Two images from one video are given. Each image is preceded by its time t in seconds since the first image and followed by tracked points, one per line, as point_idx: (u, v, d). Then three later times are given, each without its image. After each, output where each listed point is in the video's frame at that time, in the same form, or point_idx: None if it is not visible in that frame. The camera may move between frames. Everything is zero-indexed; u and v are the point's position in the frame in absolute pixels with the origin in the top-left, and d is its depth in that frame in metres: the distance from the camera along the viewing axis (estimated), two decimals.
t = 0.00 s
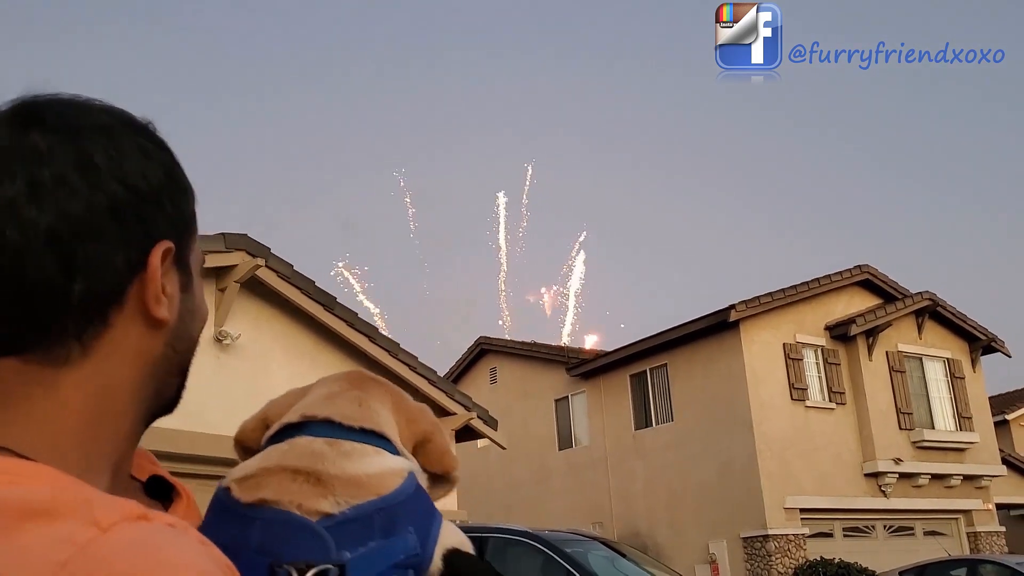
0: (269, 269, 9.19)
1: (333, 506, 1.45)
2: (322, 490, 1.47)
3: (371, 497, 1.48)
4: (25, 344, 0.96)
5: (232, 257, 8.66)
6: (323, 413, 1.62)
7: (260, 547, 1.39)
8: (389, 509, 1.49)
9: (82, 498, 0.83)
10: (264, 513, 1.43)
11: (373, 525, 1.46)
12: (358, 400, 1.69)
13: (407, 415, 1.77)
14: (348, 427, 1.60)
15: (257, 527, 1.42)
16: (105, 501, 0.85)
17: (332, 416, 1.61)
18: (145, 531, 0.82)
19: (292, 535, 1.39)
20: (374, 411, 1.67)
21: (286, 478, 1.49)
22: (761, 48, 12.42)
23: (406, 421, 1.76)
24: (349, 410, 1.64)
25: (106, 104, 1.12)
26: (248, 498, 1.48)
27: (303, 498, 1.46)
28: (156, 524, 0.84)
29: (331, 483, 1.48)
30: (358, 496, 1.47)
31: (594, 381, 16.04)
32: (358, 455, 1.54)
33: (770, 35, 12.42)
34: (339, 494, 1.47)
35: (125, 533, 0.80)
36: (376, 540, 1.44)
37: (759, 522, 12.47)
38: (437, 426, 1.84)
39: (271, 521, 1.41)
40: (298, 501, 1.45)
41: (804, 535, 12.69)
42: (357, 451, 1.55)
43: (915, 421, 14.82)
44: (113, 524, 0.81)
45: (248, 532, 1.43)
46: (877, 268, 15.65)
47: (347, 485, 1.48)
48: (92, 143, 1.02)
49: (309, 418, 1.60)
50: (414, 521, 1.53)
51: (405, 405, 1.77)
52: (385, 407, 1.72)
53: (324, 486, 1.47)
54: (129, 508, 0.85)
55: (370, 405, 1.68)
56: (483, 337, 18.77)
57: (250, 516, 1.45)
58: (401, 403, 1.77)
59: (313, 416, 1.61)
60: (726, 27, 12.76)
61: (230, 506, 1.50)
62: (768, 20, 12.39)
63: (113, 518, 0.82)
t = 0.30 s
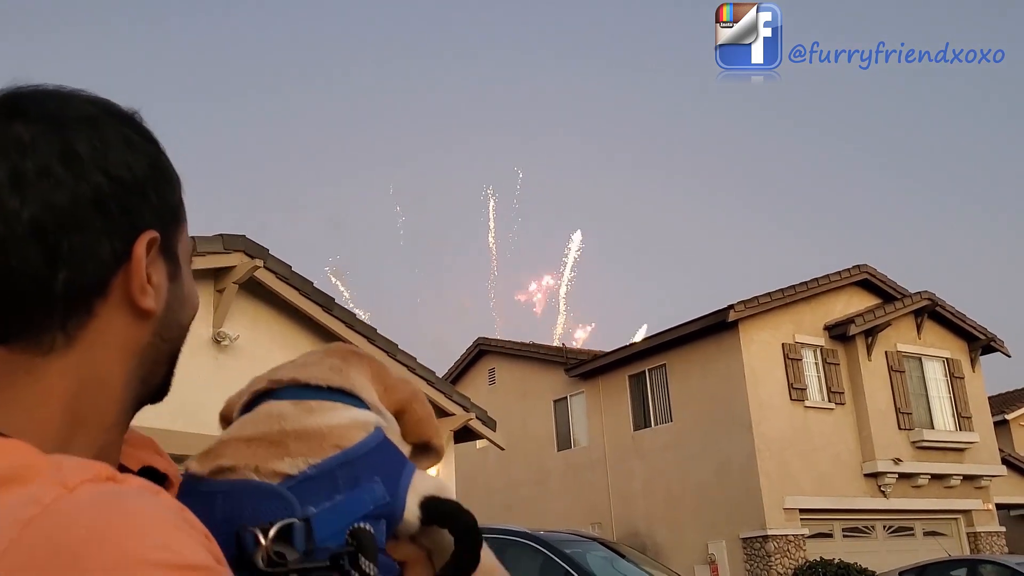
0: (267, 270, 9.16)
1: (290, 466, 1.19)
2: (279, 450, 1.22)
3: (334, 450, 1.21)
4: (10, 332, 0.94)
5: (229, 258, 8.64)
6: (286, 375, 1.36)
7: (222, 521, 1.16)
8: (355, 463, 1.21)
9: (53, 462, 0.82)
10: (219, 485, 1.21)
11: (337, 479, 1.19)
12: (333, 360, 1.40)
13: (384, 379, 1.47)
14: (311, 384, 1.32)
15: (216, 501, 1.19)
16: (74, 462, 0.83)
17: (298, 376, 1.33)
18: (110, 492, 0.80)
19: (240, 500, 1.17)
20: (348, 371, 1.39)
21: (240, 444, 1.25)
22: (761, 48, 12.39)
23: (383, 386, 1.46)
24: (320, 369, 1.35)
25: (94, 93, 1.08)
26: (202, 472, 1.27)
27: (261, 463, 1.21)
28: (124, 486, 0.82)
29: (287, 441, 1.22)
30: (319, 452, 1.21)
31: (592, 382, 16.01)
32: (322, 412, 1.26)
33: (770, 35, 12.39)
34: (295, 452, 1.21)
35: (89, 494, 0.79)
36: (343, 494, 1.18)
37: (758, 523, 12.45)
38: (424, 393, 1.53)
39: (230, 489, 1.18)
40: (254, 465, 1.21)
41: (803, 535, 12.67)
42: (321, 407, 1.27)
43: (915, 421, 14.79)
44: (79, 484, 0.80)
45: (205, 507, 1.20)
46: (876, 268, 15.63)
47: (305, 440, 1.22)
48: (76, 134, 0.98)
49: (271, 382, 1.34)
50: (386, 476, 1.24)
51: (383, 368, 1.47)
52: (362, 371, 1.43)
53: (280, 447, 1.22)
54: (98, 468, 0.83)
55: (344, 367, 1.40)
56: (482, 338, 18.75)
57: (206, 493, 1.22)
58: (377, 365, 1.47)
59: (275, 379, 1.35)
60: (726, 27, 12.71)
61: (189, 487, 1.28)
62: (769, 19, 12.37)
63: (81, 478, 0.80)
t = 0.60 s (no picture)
0: (263, 269, 9.12)
1: (263, 424, 1.35)
2: (249, 415, 1.37)
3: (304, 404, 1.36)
4: None
5: (226, 258, 8.66)
6: (273, 334, 1.57)
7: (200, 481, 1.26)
8: (324, 413, 1.36)
9: (41, 415, 0.88)
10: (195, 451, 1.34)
11: (308, 431, 1.33)
12: (315, 315, 1.62)
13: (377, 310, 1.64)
14: (289, 343, 1.53)
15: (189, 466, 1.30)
16: (61, 415, 0.88)
17: (281, 337, 1.55)
18: (90, 440, 0.85)
19: (213, 464, 1.27)
20: (327, 322, 1.58)
21: (219, 410, 1.41)
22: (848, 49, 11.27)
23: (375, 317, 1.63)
24: (298, 326, 1.58)
25: (54, 64, 1.07)
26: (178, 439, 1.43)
27: (234, 426, 1.36)
28: (106, 437, 0.88)
29: (261, 404, 1.38)
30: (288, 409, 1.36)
31: (589, 382, 16.00)
32: (296, 369, 1.45)
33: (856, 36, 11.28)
34: (266, 412, 1.37)
35: (73, 440, 0.85)
36: (315, 442, 1.31)
37: (755, 522, 12.45)
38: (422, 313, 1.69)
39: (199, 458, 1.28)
40: (229, 429, 1.36)
41: (800, 534, 12.68)
42: (295, 364, 1.47)
43: (911, 420, 14.81)
44: (65, 433, 0.85)
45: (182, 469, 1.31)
46: (872, 267, 15.64)
47: (275, 402, 1.38)
48: (28, 100, 0.97)
49: (260, 341, 1.56)
50: (359, 420, 1.39)
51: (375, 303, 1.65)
52: (348, 316, 1.62)
53: (252, 411, 1.37)
54: (86, 422, 0.89)
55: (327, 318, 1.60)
56: (478, 338, 18.75)
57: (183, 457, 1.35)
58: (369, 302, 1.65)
59: (265, 338, 1.56)
60: (810, 27, 11.69)
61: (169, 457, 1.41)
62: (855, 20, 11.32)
63: (66, 427, 0.86)
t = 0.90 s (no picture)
0: (262, 271, 9.10)
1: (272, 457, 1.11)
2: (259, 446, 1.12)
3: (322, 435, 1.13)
4: None
5: (226, 260, 8.60)
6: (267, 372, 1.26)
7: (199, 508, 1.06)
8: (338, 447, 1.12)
9: (45, 431, 0.85)
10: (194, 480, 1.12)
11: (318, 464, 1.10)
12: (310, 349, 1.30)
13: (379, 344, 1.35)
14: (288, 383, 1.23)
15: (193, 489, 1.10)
16: (64, 432, 0.85)
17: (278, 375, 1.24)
18: (106, 458, 0.81)
19: (213, 487, 1.06)
20: (328, 362, 1.27)
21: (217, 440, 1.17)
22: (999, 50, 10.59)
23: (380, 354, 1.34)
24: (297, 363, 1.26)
25: (47, 94, 1.07)
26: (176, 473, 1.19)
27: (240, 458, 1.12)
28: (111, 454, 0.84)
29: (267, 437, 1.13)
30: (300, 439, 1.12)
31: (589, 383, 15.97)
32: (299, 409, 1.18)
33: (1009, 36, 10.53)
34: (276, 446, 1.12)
35: (87, 458, 0.81)
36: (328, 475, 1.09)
37: (756, 524, 12.42)
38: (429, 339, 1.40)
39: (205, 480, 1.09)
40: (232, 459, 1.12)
41: (801, 536, 12.65)
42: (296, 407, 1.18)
43: (912, 421, 14.78)
44: (77, 448, 0.82)
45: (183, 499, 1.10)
46: (872, 268, 15.61)
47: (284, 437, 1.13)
48: None
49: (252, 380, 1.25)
50: (370, 460, 1.15)
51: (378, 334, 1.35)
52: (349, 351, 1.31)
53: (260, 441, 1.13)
54: (93, 438, 0.86)
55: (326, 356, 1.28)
56: (478, 339, 18.71)
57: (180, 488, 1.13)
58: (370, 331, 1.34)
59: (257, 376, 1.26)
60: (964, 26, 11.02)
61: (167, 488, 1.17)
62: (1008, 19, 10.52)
63: (77, 442, 0.83)
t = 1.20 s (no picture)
0: (262, 272, 9.11)
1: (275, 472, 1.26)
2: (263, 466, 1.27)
3: (319, 455, 1.29)
4: None
5: (226, 261, 8.59)
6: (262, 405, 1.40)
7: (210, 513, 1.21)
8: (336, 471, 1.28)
9: (53, 442, 0.86)
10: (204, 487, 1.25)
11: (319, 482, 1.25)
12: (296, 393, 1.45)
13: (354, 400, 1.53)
14: (285, 414, 1.37)
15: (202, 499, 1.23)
16: (72, 443, 0.86)
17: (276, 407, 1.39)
18: (118, 471, 0.83)
19: (222, 497, 1.21)
20: (315, 402, 1.43)
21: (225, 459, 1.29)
22: None
23: (352, 406, 1.53)
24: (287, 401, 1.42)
25: (30, 100, 1.06)
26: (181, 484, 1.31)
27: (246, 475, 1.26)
28: (121, 466, 0.86)
29: (272, 457, 1.28)
30: (299, 461, 1.27)
31: (589, 383, 15.96)
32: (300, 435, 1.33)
33: None
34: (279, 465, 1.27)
35: (96, 469, 0.82)
36: (326, 494, 1.24)
37: (757, 522, 12.43)
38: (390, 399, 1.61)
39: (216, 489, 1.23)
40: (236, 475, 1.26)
41: (802, 535, 12.66)
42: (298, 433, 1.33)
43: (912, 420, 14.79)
44: (88, 461, 0.84)
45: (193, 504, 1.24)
46: (872, 267, 15.61)
47: (286, 458, 1.28)
48: None
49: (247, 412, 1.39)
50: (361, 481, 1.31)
51: (351, 389, 1.54)
52: (329, 399, 1.48)
53: (264, 462, 1.27)
54: (103, 451, 0.87)
55: (310, 398, 1.44)
56: (478, 339, 18.70)
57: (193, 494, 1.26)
58: (344, 387, 1.53)
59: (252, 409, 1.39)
60: None
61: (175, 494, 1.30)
62: None
63: (89, 454, 0.84)
